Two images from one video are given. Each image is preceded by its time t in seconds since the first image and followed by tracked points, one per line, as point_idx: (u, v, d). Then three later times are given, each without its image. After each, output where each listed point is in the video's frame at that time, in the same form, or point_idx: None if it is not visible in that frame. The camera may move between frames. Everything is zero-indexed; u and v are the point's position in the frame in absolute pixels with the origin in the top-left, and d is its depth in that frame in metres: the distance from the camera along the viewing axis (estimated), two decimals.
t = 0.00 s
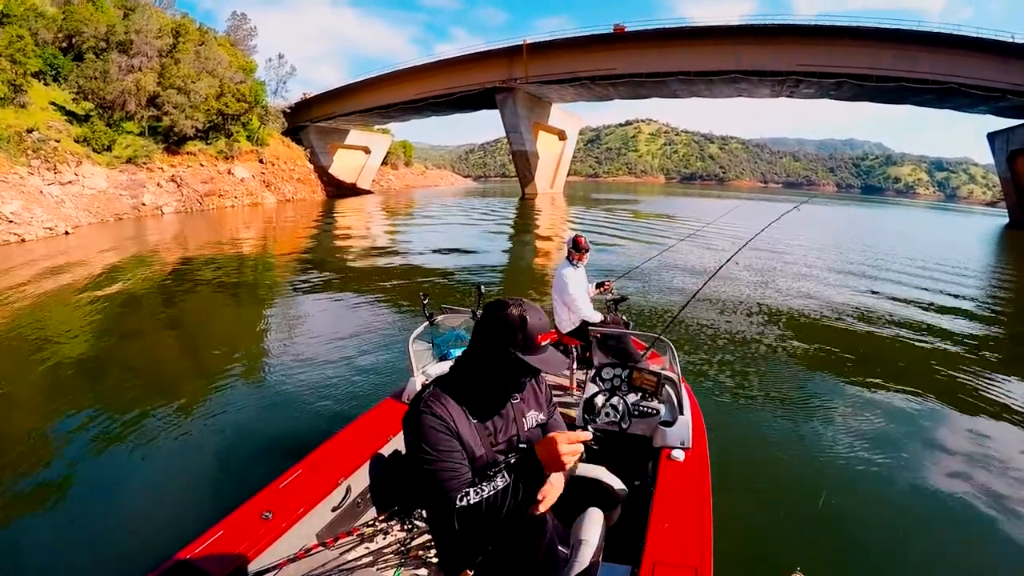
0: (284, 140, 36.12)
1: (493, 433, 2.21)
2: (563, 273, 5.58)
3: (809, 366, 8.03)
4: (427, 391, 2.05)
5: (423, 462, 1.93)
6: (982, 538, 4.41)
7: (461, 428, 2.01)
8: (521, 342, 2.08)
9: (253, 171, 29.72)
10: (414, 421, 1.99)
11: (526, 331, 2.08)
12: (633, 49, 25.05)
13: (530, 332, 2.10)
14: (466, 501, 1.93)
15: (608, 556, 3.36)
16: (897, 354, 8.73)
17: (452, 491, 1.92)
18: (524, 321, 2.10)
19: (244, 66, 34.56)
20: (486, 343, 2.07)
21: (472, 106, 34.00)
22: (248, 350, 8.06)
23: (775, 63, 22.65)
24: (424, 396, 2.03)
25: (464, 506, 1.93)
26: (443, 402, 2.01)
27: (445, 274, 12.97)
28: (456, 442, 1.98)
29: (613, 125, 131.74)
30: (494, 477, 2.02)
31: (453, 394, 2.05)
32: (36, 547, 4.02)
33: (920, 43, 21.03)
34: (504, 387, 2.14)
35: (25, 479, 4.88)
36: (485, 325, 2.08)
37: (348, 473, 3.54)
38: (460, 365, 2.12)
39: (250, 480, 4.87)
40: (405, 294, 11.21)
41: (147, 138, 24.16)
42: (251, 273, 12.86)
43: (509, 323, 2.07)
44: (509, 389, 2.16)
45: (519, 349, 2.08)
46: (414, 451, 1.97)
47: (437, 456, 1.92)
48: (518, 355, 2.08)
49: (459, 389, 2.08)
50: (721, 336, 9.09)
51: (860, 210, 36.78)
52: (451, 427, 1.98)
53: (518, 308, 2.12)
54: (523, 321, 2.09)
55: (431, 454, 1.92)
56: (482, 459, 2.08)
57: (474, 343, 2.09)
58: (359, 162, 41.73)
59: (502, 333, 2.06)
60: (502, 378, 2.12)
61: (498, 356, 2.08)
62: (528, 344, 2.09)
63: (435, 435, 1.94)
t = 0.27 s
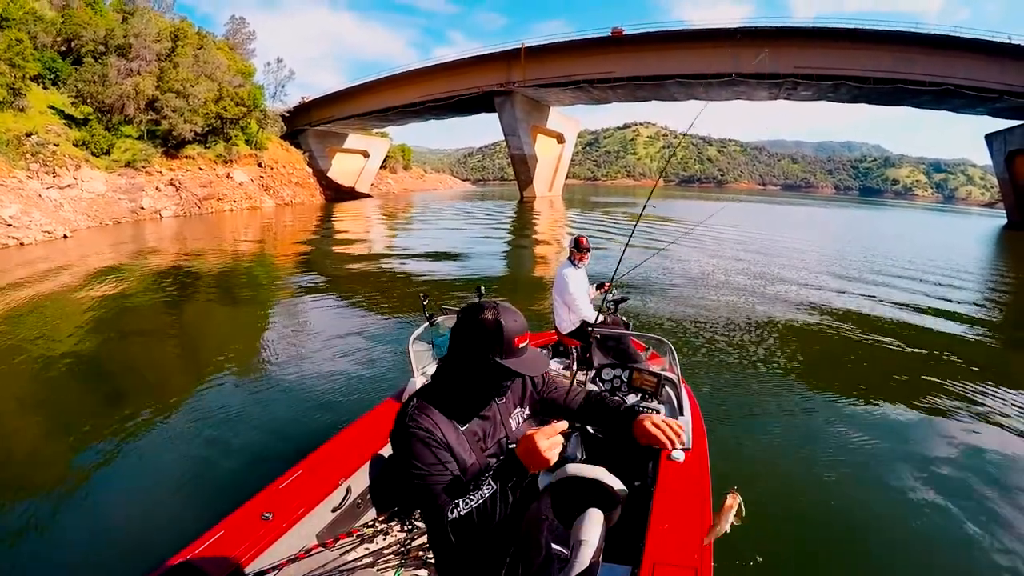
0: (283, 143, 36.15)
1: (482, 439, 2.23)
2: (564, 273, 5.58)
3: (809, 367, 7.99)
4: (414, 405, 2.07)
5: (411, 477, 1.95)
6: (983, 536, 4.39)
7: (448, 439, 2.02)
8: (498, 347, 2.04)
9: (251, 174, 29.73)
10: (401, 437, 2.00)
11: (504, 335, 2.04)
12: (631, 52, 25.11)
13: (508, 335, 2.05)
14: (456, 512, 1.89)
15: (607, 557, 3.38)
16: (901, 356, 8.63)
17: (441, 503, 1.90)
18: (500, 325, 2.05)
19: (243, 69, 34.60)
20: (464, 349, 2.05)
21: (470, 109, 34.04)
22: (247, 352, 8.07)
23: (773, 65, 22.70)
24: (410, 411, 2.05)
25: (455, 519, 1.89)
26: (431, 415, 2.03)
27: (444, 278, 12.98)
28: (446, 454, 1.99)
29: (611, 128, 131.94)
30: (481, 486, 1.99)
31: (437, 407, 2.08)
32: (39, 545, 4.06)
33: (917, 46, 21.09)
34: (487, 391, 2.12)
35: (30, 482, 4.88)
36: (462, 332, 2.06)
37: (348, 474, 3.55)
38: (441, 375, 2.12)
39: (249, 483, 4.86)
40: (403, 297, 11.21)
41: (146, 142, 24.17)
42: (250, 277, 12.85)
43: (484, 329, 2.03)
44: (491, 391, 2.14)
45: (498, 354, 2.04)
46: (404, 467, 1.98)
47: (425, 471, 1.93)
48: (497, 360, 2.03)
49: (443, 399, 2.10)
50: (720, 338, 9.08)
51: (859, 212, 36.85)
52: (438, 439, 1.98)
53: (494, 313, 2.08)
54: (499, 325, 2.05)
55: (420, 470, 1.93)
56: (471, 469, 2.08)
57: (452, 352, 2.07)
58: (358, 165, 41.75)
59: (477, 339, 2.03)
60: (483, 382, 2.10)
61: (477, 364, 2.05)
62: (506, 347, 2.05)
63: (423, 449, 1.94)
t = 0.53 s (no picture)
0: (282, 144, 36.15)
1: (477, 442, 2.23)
2: (565, 273, 5.57)
3: (808, 368, 7.97)
4: (407, 417, 2.01)
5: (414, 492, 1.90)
6: (984, 538, 4.38)
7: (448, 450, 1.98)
8: (488, 354, 2.00)
9: (250, 175, 29.70)
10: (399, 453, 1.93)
11: (493, 342, 2.00)
12: (629, 53, 25.12)
13: (496, 341, 2.02)
14: (465, 524, 1.82)
15: (608, 557, 3.35)
16: (900, 357, 8.63)
17: (449, 516, 1.84)
18: (490, 331, 2.01)
19: (241, 70, 34.60)
20: (454, 356, 2.00)
21: (469, 109, 34.05)
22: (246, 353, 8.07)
23: (772, 66, 22.73)
24: (406, 425, 1.98)
25: (465, 531, 1.82)
26: (427, 427, 1.98)
27: (443, 279, 12.98)
28: (448, 465, 1.95)
29: (610, 129, 132.03)
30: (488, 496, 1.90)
31: (432, 418, 2.02)
32: (39, 546, 4.06)
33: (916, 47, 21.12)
34: (478, 396, 2.11)
35: (31, 482, 4.88)
36: (451, 339, 2.00)
37: (348, 474, 3.54)
38: (430, 383, 2.07)
39: (249, 483, 4.85)
40: (402, 298, 11.21)
41: (144, 143, 24.16)
42: (248, 278, 12.85)
43: (474, 336, 1.98)
44: (482, 397, 2.13)
45: (488, 361, 2.01)
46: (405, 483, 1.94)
47: (429, 487, 1.88)
48: (487, 367, 2.00)
49: (437, 408, 2.06)
50: (718, 338, 9.07)
51: (857, 213, 36.91)
52: (438, 452, 1.94)
53: (483, 319, 2.03)
54: (488, 332, 2.00)
55: (423, 486, 1.88)
56: (472, 476, 2.06)
57: (443, 360, 2.03)
58: (356, 166, 41.74)
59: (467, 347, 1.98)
60: (474, 390, 2.08)
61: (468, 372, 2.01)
62: (495, 353, 2.02)
63: (425, 465, 1.89)
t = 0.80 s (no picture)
0: (280, 144, 36.15)
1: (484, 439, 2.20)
2: (566, 273, 5.56)
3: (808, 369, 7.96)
4: (414, 422, 1.99)
5: (424, 498, 1.88)
6: (986, 540, 4.39)
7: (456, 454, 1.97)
8: (492, 357, 1.99)
9: (248, 175, 29.69)
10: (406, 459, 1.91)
11: (498, 345, 2.00)
12: (628, 54, 25.15)
13: (501, 345, 2.01)
14: (477, 530, 1.92)
15: (608, 557, 3.35)
16: (899, 358, 8.64)
17: (461, 523, 1.89)
18: (494, 334, 2.01)
19: (240, 70, 34.57)
20: (459, 361, 1.99)
21: (468, 110, 34.05)
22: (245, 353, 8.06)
23: (770, 66, 22.76)
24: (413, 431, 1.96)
25: (477, 536, 1.92)
26: (433, 431, 1.97)
27: (441, 279, 13.00)
28: (457, 470, 1.94)
29: (609, 130, 132.04)
30: (499, 503, 2.01)
31: (438, 422, 2.01)
32: (38, 547, 4.05)
33: (914, 48, 21.15)
34: (482, 397, 2.10)
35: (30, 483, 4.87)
36: (456, 343, 2.00)
37: (348, 474, 3.54)
38: (436, 387, 2.07)
39: (248, 483, 4.85)
40: (401, 298, 11.22)
41: (142, 143, 24.16)
42: (247, 277, 12.87)
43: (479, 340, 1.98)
44: (486, 397, 2.12)
45: (491, 364, 1.99)
46: (414, 489, 1.92)
47: (439, 492, 1.87)
48: (491, 370, 2.00)
49: (443, 412, 2.05)
50: (717, 338, 9.09)
51: (855, 214, 36.94)
52: (446, 457, 1.92)
53: (488, 322, 2.02)
54: (494, 335, 2.00)
55: (433, 491, 1.87)
56: (481, 477, 2.06)
57: (448, 365, 2.02)
58: (355, 166, 41.72)
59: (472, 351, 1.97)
60: (478, 392, 2.06)
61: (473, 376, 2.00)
62: (499, 356, 2.01)
63: (434, 471, 1.88)
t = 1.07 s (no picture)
0: (279, 141, 36.09)
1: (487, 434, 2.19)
2: (566, 273, 5.54)
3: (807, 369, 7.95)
4: (421, 418, 1.95)
5: (435, 494, 1.84)
6: (985, 541, 4.40)
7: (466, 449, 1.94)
8: (505, 353, 1.99)
9: (247, 172, 29.64)
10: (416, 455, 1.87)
11: (510, 341, 2.00)
12: (627, 53, 25.14)
13: (513, 341, 2.02)
14: (487, 526, 1.91)
15: (608, 557, 3.36)
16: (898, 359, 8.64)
17: (472, 519, 1.87)
18: (507, 330, 2.01)
19: (238, 67, 34.48)
20: (472, 357, 1.97)
21: (467, 108, 34.01)
22: (244, 351, 8.03)
23: (770, 66, 22.76)
24: (423, 426, 1.92)
25: (486, 532, 1.91)
26: (442, 426, 1.94)
27: (440, 277, 12.99)
28: (467, 465, 1.92)
29: (607, 128, 131.97)
30: (509, 499, 2.03)
31: (447, 416, 1.98)
32: (36, 546, 4.05)
33: (913, 49, 21.17)
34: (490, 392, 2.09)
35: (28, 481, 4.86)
36: (468, 338, 1.98)
37: (348, 474, 3.54)
38: (443, 382, 2.04)
39: (247, 482, 4.84)
40: (400, 296, 11.21)
41: (141, 139, 24.10)
42: (245, 274, 12.85)
43: (492, 336, 1.97)
44: (494, 393, 2.11)
45: (503, 359, 1.99)
46: (423, 485, 1.87)
47: (451, 487, 1.84)
48: (503, 366, 1.99)
49: (452, 406, 2.02)
50: (716, 338, 9.09)
51: (853, 214, 36.99)
52: (457, 452, 1.90)
53: (501, 319, 2.02)
54: (508, 332, 2.01)
55: (446, 487, 1.84)
56: (487, 471, 2.06)
57: (460, 360, 1.99)
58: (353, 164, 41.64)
59: (486, 347, 1.96)
60: (488, 389, 2.05)
61: (485, 372, 1.98)
62: (511, 353, 2.01)
63: (446, 466, 1.85)
